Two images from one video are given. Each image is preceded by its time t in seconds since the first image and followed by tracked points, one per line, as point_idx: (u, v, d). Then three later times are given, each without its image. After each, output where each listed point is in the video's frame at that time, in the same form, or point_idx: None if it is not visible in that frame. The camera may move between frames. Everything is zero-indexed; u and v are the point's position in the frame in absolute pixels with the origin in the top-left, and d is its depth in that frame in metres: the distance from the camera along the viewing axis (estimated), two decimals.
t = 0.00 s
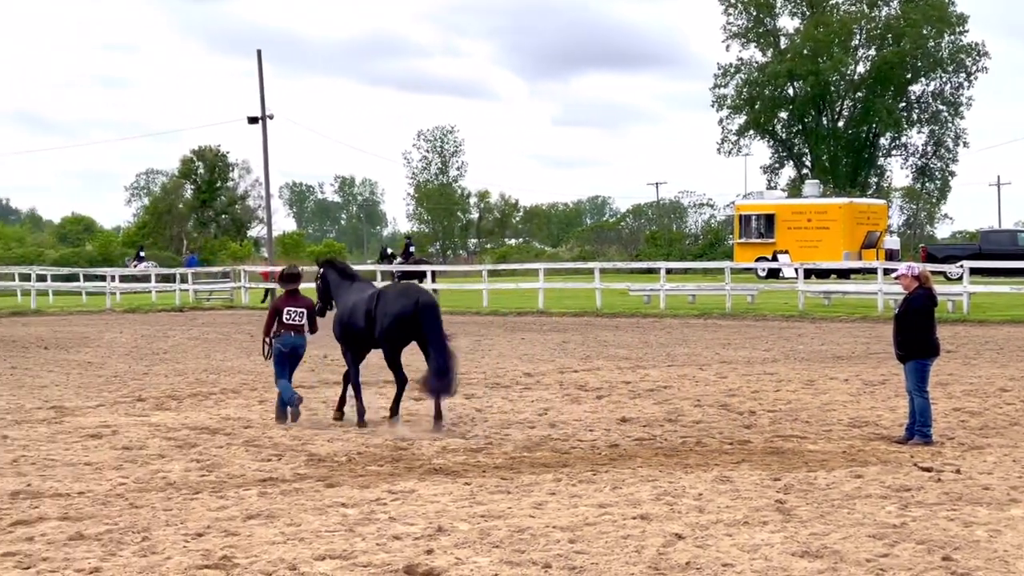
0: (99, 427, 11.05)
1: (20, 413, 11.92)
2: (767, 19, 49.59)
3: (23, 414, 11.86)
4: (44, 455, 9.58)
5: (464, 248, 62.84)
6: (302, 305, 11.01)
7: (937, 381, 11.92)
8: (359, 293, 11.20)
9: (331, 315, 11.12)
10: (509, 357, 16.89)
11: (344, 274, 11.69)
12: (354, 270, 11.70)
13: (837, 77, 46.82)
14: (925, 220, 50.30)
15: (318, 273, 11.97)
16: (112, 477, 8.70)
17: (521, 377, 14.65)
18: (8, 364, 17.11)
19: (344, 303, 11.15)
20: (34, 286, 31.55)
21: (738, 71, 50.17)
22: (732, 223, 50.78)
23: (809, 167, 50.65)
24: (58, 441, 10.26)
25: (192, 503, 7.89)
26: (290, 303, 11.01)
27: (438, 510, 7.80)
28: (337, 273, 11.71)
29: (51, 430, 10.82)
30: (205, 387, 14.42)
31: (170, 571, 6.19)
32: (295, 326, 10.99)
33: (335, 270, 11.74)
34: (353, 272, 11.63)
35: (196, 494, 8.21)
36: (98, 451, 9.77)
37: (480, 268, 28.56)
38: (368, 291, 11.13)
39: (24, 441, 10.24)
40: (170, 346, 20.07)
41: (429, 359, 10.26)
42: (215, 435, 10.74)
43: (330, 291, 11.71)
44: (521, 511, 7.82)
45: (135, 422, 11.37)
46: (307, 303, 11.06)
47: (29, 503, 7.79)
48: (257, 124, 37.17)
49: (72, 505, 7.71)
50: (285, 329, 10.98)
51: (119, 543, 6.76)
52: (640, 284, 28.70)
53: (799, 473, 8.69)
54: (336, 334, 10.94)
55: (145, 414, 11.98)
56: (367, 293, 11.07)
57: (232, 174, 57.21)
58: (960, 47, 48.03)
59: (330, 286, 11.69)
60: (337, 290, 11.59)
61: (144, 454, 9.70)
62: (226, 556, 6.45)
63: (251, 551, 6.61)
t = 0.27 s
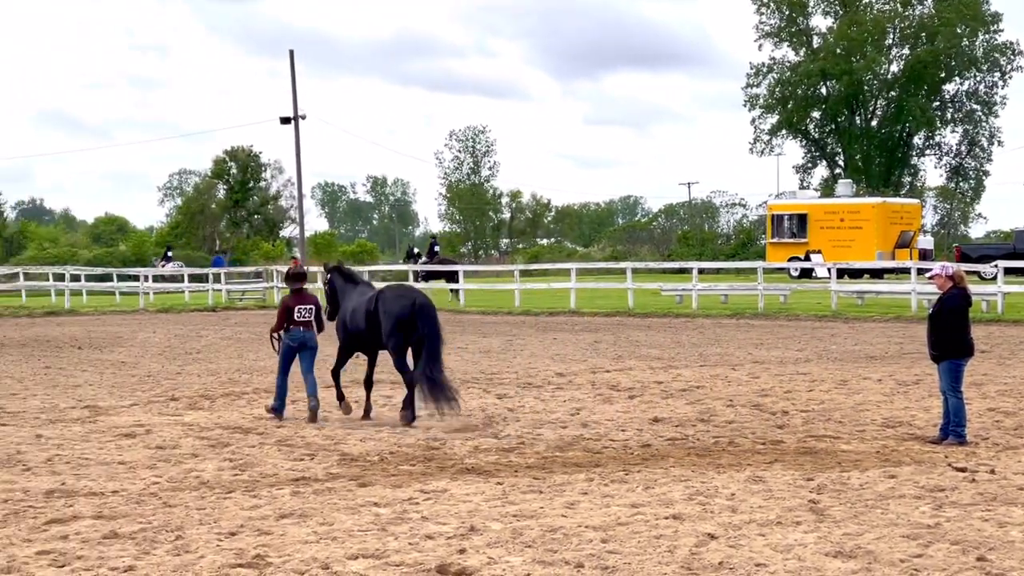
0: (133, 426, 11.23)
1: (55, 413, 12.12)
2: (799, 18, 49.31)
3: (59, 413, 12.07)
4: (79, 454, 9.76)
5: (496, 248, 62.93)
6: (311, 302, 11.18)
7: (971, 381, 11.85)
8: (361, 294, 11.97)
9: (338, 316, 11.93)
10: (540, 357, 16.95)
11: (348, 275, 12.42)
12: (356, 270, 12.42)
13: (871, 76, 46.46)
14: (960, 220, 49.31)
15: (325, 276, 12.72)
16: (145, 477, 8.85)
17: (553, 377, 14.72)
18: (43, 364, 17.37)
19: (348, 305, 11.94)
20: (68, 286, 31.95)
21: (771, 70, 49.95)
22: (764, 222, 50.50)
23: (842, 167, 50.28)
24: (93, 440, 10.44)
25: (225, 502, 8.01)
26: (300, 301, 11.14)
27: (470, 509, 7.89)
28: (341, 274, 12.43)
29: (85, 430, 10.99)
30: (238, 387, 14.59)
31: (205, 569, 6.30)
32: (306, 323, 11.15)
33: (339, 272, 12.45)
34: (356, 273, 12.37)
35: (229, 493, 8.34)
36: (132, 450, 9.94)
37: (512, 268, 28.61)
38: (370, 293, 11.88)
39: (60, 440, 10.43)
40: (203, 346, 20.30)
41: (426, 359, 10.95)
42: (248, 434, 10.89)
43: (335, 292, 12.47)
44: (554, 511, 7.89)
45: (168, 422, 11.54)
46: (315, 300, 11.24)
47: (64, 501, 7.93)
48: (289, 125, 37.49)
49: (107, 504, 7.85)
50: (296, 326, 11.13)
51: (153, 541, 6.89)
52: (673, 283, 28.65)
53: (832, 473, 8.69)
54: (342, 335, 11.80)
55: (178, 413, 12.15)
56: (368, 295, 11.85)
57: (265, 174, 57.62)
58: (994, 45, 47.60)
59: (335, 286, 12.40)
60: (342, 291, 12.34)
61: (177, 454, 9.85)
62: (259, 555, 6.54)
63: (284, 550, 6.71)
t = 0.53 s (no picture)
0: (161, 426, 11.38)
1: (84, 412, 12.30)
2: (827, 17, 49.06)
3: (87, 413, 12.24)
4: (108, 453, 9.91)
5: (522, 247, 62.96)
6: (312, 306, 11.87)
7: (1001, 381, 11.77)
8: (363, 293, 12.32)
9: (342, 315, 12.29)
10: (567, 356, 17.00)
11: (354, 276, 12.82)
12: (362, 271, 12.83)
13: (899, 75, 46.14)
14: (988, 220, 48.55)
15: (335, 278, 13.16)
16: (173, 476, 8.98)
17: (581, 376, 14.76)
18: (73, 363, 17.60)
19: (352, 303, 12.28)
20: (97, 286, 32.29)
21: (798, 69, 49.72)
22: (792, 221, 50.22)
23: (870, 166, 49.93)
24: (121, 439, 10.59)
25: (254, 501, 8.12)
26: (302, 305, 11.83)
27: (498, 509, 7.96)
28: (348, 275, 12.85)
29: (114, 429, 11.15)
30: (265, 386, 14.74)
31: (235, 567, 6.40)
32: (309, 325, 11.82)
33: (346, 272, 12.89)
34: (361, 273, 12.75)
35: (257, 492, 8.45)
36: (160, 450, 10.08)
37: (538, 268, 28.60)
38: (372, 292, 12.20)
39: (89, 439, 10.59)
40: (230, 346, 20.47)
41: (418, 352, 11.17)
42: (275, 434, 11.01)
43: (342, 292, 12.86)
44: (581, 510, 7.94)
45: (195, 421, 11.69)
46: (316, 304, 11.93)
47: (93, 500, 8.06)
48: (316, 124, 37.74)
49: (135, 503, 7.97)
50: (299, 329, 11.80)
51: (181, 540, 6.99)
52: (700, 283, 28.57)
53: (860, 473, 8.69)
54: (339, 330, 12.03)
55: (205, 413, 12.29)
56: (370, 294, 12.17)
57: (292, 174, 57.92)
58: None
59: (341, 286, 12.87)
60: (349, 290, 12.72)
61: (205, 453, 9.99)
62: (287, 554, 6.63)
63: (312, 549, 6.79)
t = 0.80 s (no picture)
0: (183, 425, 11.50)
1: (107, 411, 12.43)
2: (849, 15, 48.83)
3: (110, 412, 12.39)
4: (130, 452, 10.03)
5: (544, 247, 62.93)
6: (323, 305, 12.27)
7: None
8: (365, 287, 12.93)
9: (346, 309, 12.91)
10: (588, 356, 17.03)
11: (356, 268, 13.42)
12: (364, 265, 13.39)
13: (922, 73, 45.87)
14: (1011, 219, 48.14)
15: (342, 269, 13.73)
16: (195, 475, 9.08)
17: (602, 375, 14.79)
18: (95, 363, 17.76)
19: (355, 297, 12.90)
20: (119, 285, 32.48)
21: (820, 67, 49.51)
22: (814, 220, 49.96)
23: (892, 165, 49.63)
24: (143, 438, 10.71)
25: (276, 501, 8.20)
26: (313, 305, 12.27)
27: (521, 508, 8.01)
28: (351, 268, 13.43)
29: (136, 428, 11.27)
30: (286, 386, 14.86)
31: (256, 566, 6.45)
32: (317, 324, 12.20)
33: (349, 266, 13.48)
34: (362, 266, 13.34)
35: (279, 491, 8.54)
36: (182, 449, 10.20)
37: (559, 267, 28.57)
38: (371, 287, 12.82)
39: (111, 438, 10.72)
40: (251, 345, 20.60)
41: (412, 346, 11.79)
42: (297, 433, 11.11)
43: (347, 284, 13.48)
44: (603, 510, 7.97)
45: (217, 420, 11.80)
46: (327, 304, 12.32)
47: (115, 499, 8.17)
48: (337, 124, 37.91)
49: (158, 502, 8.08)
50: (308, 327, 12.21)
51: (203, 540, 7.06)
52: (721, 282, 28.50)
53: (883, 472, 8.68)
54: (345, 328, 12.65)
55: (226, 412, 12.41)
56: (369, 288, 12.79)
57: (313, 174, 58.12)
58: None
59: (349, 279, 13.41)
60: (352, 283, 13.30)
61: (227, 452, 10.08)
62: (308, 554, 6.69)
63: (333, 548, 6.86)
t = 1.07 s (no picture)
0: (199, 424, 11.60)
1: (123, 410, 12.54)
2: (865, 14, 48.66)
3: (127, 411, 12.50)
4: (147, 451, 10.13)
5: (559, 246, 62.96)
6: (331, 298, 12.41)
7: None
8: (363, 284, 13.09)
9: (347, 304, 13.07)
10: (604, 355, 17.06)
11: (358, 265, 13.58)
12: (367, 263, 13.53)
13: (937, 72, 45.68)
14: None
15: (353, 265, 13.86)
16: (211, 474, 9.16)
17: (618, 374, 14.82)
18: (112, 362, 17.89)
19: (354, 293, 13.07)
20: (135, 285, 32.63)
21: (836, 66, 49.36)
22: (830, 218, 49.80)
23: (907, 164, 49.42)
24: (160, 437, 10.81)
25: (292, 500, 8.27)
26: (322, 296, 12.39)
27: (536, 507, 8.06)
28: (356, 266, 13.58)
29: (152, 427, 11.37)
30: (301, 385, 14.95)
31: (273, 566, 6.51)
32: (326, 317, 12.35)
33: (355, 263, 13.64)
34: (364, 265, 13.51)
35: (295, 490, 8.61)
36: (198, 448, 10.29)
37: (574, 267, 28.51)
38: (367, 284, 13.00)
39: (128, 437, 10.82)
40: (267, 345, 20.70)
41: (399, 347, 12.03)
42: (313, 432, 11.19)
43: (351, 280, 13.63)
44: (618, 509, 8.00)
45: (233, 420, 11.89)
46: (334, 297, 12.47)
47: (132, 498, 8.26)
48: (352, 124, 38.02)
49: (174, 501, 8.17)
50: (318, 319, 12.34)
51: (220, 539, 7.13)
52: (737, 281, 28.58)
53: (899, 472, 8.68)
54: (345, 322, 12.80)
55: (242, 411, 12.50)
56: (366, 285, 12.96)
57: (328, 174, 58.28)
58: None
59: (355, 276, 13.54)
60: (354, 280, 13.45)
61: (243, 451, 10.17)
62: (325, 552, 6.76)
63: (349, 547, 6.92)
